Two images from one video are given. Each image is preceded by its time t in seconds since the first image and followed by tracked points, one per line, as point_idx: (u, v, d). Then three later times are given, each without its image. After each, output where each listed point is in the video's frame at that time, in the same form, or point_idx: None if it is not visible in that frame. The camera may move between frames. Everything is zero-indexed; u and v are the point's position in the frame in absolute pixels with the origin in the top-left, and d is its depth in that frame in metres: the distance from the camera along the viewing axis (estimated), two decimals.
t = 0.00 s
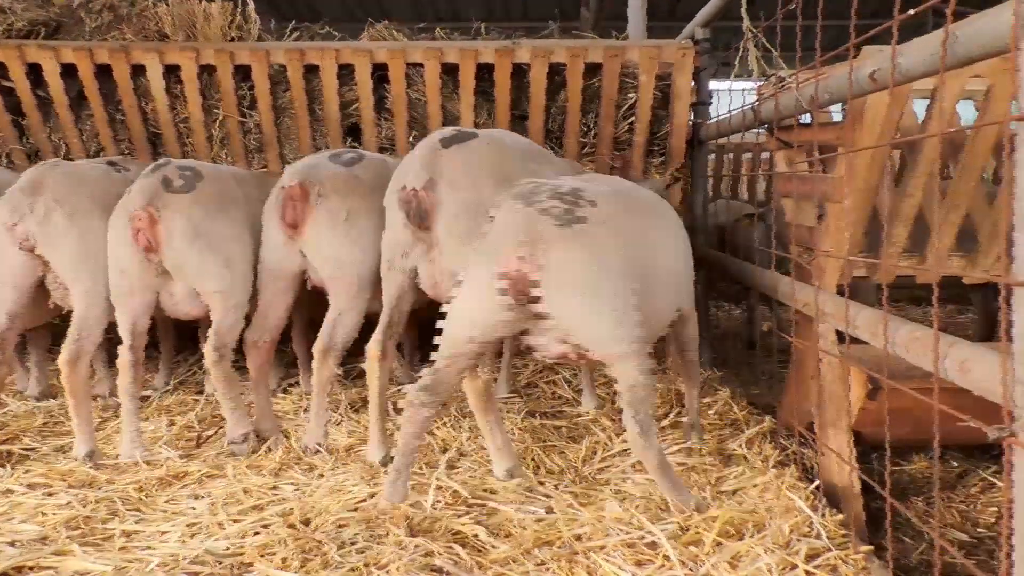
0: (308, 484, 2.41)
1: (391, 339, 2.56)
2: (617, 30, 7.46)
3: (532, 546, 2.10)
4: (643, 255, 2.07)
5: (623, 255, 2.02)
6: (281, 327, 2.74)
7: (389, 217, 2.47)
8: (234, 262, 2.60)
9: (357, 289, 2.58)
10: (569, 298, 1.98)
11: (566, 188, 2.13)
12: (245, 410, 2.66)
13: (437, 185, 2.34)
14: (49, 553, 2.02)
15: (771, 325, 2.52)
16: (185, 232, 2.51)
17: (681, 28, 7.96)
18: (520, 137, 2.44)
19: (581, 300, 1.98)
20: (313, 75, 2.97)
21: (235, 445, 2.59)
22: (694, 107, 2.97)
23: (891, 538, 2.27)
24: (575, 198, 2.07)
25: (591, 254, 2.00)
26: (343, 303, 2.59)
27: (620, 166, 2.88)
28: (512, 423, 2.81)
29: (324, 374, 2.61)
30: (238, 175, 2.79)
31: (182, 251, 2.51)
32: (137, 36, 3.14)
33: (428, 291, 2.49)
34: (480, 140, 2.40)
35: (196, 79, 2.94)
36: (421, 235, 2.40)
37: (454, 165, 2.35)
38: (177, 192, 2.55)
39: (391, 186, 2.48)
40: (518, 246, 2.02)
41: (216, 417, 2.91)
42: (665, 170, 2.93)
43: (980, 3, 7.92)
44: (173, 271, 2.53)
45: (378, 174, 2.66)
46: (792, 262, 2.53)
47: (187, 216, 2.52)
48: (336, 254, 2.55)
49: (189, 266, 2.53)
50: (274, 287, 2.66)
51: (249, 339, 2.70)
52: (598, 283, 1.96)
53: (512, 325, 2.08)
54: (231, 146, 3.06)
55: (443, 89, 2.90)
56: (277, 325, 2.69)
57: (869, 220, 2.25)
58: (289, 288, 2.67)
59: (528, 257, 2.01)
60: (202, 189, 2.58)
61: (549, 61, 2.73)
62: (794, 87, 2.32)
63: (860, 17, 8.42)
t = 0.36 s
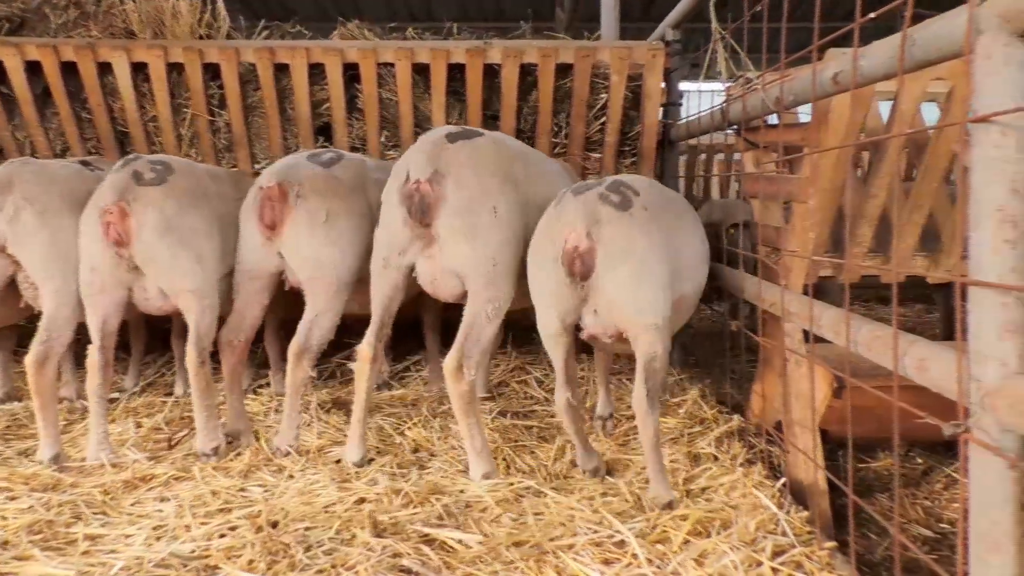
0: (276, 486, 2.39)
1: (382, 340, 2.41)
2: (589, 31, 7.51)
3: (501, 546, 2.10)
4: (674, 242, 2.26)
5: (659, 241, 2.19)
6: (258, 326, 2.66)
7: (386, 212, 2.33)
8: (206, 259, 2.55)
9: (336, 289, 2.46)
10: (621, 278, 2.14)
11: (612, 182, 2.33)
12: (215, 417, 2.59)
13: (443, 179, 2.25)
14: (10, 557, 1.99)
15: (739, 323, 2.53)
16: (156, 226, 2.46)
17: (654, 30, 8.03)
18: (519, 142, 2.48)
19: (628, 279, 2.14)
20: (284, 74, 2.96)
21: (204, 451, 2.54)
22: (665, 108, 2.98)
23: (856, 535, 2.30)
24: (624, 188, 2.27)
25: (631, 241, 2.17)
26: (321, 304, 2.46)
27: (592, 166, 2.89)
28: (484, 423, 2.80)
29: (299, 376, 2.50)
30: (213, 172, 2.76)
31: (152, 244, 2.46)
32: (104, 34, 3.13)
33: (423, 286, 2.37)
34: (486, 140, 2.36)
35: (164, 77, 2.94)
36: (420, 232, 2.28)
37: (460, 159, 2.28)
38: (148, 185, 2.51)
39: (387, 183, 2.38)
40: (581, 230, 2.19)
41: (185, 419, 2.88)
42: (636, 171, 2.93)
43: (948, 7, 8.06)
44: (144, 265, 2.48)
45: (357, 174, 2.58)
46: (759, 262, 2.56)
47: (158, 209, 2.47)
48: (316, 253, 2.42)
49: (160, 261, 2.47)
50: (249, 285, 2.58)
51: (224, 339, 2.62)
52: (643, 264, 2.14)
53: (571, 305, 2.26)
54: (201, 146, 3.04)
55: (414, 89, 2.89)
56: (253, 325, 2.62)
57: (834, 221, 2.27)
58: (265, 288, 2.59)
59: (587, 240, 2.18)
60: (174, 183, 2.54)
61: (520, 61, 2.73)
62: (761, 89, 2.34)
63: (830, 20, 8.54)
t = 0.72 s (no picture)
0: (243, 487, 2.37)
1: (351, 340, 2.38)
2: (561, 31, 7.54)
3: (470, 546, 2.10)
4: (655, 244, 2.27)
5: (642, 244, 2.20)
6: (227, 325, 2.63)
7: (360, 216, 2.30)
8: (168, 256, 2.53)
9: (305, 289, 2.44)
10: (608, 280, 2.14)
11: (594, 187, 2.33)
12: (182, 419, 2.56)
13: (417, 182, 2.22)
14: None
15: (709, 323, 2.52)
16: (116, 224, 2.44)
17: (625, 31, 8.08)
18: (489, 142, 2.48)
19: (615, 282, 2.14)
20: (253, 72, 2.93)
21: (170, 453, 2.51)
22: (637, 108, 2.99)
23: (823, 532, 2.32)
24: (609, 195, 2.28)
25: (618, 245, 2.17)
26: (290, 304, 2.44)
27: (563, 166, 2.89)
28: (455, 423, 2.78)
29: (267, 377, 2.48)
30: (175, 170, 2.74)
31: (111, 241, 2.43)
32: (69, 30, 3.09)
33: (398, 287, 2.35)
34: (456, 142, 2.33)
35: (131, 74, 2.91)
36: (393, 236, 2.26)
37: (432, 163, 2.25)
38: (107, 182, 2.48)
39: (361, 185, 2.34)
40: (570, 233, 2.17)
41: (152, 420, 2.85)
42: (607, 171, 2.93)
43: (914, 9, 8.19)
44: (104, 263, 2.45)
45: (328, 173, 2.57)
46: (728, 262, 2.58)
47: (118, 206, 2.45)
48: (284, 253, 2.41)
49: (120, 258, 2.44)
50: (218, 284, 2.55)
51: (192, 339, 2.59)
52: (629, 267, 2.15)
53: (555, 304, 2.24)
54: (169, 144, 3.01)
55: (386, 88, 2.88)
56: (222, 324, 2.59)
57: (800, 222, 2.29)
58: (233, 288, 2.57)
59: (577, 243, 2.16)
60: (135, 179, 2.51)
61: (492, 60, 2.73)
62: (729, 90, 2.35)
63: (801, 22, 8.64)
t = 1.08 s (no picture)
0: (209, 488, 2.34)
1: (318, 341, 2.38)
2: (534, 31, 7.56)
3: (438, 545, 2.09)
4: (607, 245, 2.42)
5: (594, 245, 2.34)
6: (191, 326, 2.63)
7: (323, 210, 2.26)
8: (130, 253, 2.50)
9: (266, 288, 2.49)
10: (560, 279, 2.28)
11: (550, 190, 2.45)
12: (146, 419, 2.53)
13: (382, 178, 2.20)
14: None
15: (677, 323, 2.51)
16: (79, 219, 2.40)
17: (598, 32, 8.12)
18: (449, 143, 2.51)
19: (569, 281, 2.28)
20: (223, 69, 2.91)
21: (134, 454, 2.48)
22: (608, 109, 3.00)
23: (790, 530, 2.34)
24: (562, 198, 2.42)
25: (570, 245, 2.31)
26: (251, 302, 2.49)
27: (534, 166, 2.89)
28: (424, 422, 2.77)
29: (231, 377, 2.52)
30: (138, 167, 2.74)
31: (73, 236, 2.40)
32: (34, 24, 3.05)
33: (361, 284, 2.33)
34: (420, 138, 2.33)
35: (97, 69, 2.89)
36: (359, 233, 2.23)
37: (399, 159, 2.23)
38: (69, 177, 2.44)
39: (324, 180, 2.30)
40: (526, 235, 2.30)
41: (118, 420, 2.81)
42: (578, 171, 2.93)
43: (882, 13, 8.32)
44: (65, 259, 2.41)
45: (288, 171, 2.61)
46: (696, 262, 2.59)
47: (80, 203, 2.41)
48: (245, 250, 2.44)
49: (82, 254, 2.41)
50: (182, 284, 2.56)
51: (154, 339, 2.57)
52: (582, 268, 2.29)
53: (510, 303, 2.38)
54: (136, 141, 2.99)
55: (357, 86, 2.87)
56: (185, 324, 2.59)
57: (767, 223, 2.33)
58: (197, 288, 2.59)
59: (532, 244, 2.29)
60: (97, 175, 2.48)
61: (464, 60, 2.73)
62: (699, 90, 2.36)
63: (772, 25, 8.74)
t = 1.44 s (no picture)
0: (172, 489, 2.31)
1: (277, 340, 2.45)
2: (505, 30, 7.57)
3: (402, 545, 2.08)
4: (563, 246, 2.57)
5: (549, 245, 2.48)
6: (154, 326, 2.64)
7: (280, 210, 2.37)
8: (103, 251, 2.48)
9: (227, 286, 2.50)
10: (517, 277, 2.41)
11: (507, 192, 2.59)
12: (107, 420, 2.50)
13: (337, 177, 2.29)
14: None
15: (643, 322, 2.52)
16: (53, 215, 2.38)
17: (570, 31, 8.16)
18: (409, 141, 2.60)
19: (526, 279, 2.41)
20: (188, 65, 2.89)
21: (95, 456, 2.44)
22: (577, 109, 3.00)
23: (754, 527, 2.36)
24: (519, 198, 2.58)
25: (528, 245, 2.45)
26: (213, 302, 2.50)
27: (503, 165, 2.90)
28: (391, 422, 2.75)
29: (193, 376, 2.52)
30: (108, 163, 2.70)
31: (43, 232, 2.38)
32: None
33: (317, 280, 2.42)
34: (376, 136, 2.43)
35: (59, 64, 2.85)
36: (315, 231, 2.34)
37: (355, 158, 2.33)
38: (44, 171, 2.42)
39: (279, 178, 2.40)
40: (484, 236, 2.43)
41: (79, 421, 2.77)
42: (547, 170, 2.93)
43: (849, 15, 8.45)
44: (36, 254, 2.39)
45: (249, 168, 2.63)
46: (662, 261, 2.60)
47: (54, 198, 2.39)
48: (206, 249, 2.45)
49: (54, 250, 2.39)
50: (144, 283, 2.57)
51: (116, 339, 2.58)
52: (540, 268, 2.44)
53: (471, 303, 2.52)
54: (99, 137, 2.96)
55: (325, 83, 2.86)
56: (147, 323, 2.59)
57: (732, 224, 2.36)
58: (159, 286, 2.60)
59: (489, 244, 2.44)
60: (71, 171, 2.46)
61: (433, 58, 2.72)
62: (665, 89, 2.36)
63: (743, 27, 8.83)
